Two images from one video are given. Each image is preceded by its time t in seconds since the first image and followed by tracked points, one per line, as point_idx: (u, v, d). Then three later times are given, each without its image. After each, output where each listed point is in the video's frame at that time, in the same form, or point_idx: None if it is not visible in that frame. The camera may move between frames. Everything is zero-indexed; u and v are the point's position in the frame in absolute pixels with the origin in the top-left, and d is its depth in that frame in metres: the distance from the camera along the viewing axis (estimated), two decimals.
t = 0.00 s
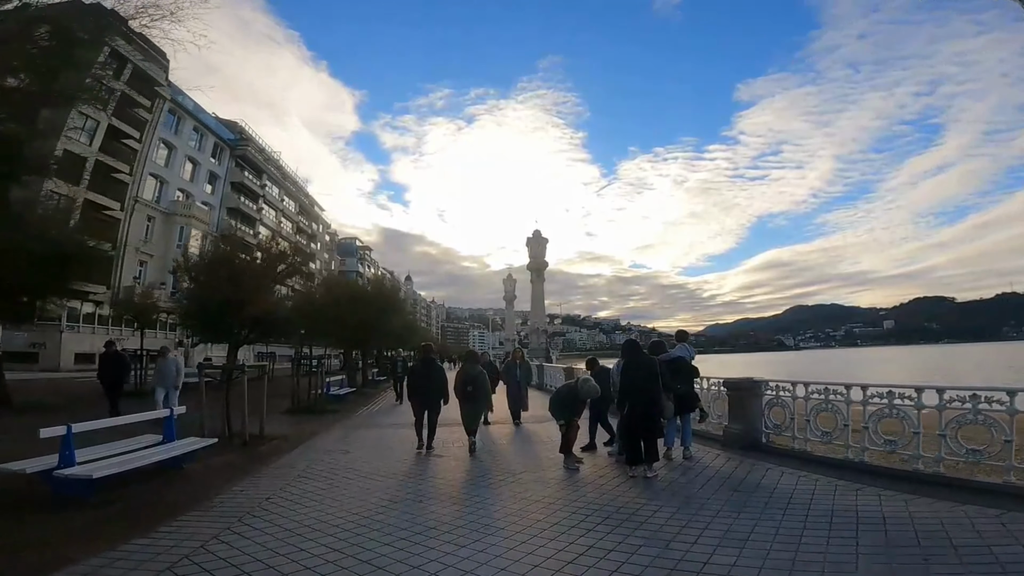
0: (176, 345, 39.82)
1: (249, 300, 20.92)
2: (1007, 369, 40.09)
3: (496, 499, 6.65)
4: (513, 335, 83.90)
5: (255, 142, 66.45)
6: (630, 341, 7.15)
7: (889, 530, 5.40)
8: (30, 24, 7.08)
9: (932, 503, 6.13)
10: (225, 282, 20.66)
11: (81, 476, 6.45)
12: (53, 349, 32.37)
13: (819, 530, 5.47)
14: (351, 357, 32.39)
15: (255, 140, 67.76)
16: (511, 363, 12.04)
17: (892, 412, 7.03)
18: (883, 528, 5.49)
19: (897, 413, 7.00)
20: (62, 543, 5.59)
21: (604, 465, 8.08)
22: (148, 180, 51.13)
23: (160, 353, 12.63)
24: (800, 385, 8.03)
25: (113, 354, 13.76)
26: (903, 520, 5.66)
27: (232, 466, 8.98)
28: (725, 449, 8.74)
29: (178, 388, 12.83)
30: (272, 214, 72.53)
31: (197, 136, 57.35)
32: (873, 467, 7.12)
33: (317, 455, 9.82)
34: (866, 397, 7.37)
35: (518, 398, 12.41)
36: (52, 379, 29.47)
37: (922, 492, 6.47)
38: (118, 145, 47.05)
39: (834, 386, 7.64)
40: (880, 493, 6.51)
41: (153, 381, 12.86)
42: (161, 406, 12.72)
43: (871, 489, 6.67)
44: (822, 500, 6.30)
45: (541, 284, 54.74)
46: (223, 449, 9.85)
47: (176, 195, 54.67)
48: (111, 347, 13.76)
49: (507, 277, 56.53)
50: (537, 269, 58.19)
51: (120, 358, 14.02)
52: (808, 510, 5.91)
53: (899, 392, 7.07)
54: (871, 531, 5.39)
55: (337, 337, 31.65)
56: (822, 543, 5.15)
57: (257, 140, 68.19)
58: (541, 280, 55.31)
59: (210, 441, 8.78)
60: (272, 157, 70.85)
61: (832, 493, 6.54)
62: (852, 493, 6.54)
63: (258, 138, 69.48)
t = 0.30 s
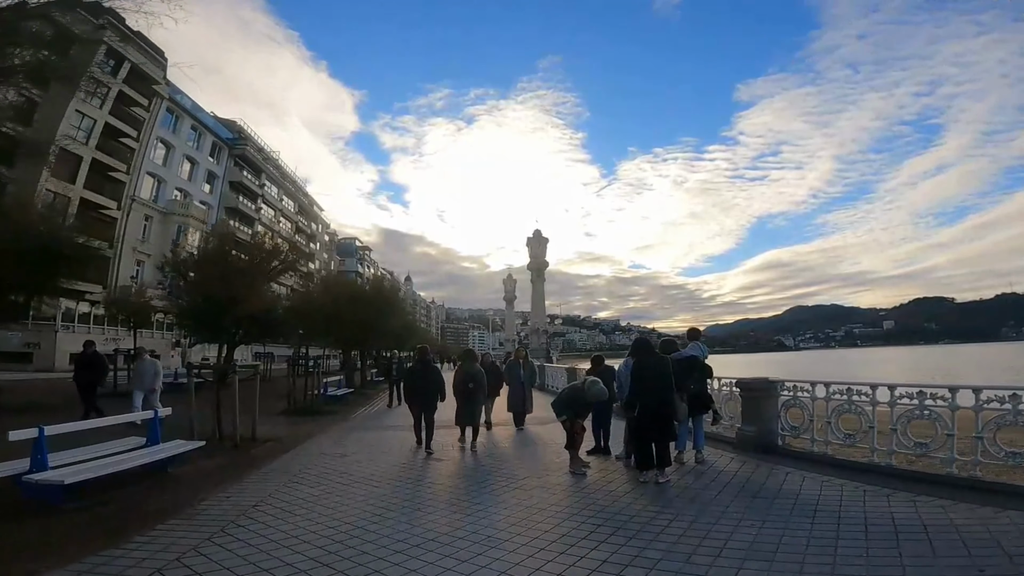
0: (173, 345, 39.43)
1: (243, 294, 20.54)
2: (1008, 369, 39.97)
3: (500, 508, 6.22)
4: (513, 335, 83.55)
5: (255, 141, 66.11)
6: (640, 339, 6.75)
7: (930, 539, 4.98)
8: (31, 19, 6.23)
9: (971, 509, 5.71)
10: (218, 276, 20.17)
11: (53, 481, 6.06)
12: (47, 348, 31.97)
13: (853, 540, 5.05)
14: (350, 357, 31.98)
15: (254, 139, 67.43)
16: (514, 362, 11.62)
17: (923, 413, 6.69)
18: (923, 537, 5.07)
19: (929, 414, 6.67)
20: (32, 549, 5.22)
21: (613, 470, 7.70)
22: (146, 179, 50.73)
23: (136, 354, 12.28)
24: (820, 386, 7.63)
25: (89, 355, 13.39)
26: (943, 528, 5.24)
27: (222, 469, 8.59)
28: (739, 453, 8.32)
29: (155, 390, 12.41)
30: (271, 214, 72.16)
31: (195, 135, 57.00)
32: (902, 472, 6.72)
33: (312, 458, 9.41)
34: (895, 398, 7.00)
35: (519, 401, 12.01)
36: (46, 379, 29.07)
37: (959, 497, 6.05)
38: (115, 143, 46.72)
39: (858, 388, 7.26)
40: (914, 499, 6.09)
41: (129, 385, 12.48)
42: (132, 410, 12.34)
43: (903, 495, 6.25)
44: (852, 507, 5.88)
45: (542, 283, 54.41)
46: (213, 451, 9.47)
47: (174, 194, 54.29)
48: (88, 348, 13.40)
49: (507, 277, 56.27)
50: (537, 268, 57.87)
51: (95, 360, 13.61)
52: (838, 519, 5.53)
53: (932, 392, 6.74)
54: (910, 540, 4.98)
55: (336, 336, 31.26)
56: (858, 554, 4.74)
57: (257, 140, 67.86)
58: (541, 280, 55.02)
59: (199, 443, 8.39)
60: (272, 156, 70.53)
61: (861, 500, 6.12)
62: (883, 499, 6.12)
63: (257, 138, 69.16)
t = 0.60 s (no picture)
0: (172, 346, 39.13)
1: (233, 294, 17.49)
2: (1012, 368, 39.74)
3: (511, 519, 5.81)
4: (515, 335, 83.19)
5: (255, 141, 65.79)
6: (658, 338, 6.39)
7: (987, 549, 4.60)
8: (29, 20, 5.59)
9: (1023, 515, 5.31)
10: (207, 274, 17.38)
11: (31, 490, 5.72)
12: (46, 350, 31.71)
13: (902, 550, 4.67)
14: (351, 358, 31.60)
15: (254, 139, 67.11)
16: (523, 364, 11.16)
17: (963, 415, 6.47)
18: (978, 545, 4.69)
19: (968, 416, 6.44)
20: (5, 563, 4.89)
21: (628, 477, 7.32)
22: (145, 180, 50.40)
23: (119, 354, 11.93)
24: (847, 386, 7.26)
25: (73, 355, 13.04)
26: (997, 535, 4.86)
27: (216, 476, 8.22)
28: (759, 456, 7.96)
29: (139, 392, 12.01)
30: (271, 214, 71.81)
31: (194, 135, 56.69)
32: (938, 476, 6.36)
33: (312, 464, 9.02)
34: (933, 400, 6.74)
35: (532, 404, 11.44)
36: (43, 381, 28.75)
37: (1006, 502, 5.66)
38: (114, 143, 46.38)
39: (890, 388, 6.92)
40: (957, 504, 5.70)
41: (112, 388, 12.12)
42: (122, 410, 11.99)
43: (945, 500, 5.86)
44: (892, 514, 5.51)
45: (544, 284, 54.03)
46: (207, 457, 9.11)
47: (173, 195, 53.99)
48: (70, 348, 13.04)
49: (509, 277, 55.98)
50: (539, 268, 57.51)
51: (79, 360, 13.25)
52: (881, 527, 5.17)
53: (973, 393, 6.53)
54: (966, 551, 4.59)
55: (338, 336, 30.81)
56: (911, 566, 4.36)
57: (257, 139, 67.54)
58: (543, 279, 54.71)
59: (192, 448, 8.02)
60: (272, 156, 70.23)
61: (901, 506, 5.73)
62: (925, 505, 5.73)
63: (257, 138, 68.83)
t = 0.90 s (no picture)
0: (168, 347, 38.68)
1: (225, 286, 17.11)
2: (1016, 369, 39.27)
3: (518, 533, 5.37)
4: (516, 336, 82.58)
5: (253, 141, 65.34)
6: (676, 337, 5.97)
7: None
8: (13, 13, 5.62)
9: None
10: (196, 271, 17.10)
11: None
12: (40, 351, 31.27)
13: (957, 564, 4.24)
14: (350, 358, 31.17)
15: (252, 139, 66.68)
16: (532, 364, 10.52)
17: (1012, 418, 6.26)
18: None
19: (1017, 419, 6.24)
20: None
21: (642, 485, 6.87)
22: (142, 179, 49.97)
23: (96, 355, 11.51)
24: (878, 388, 6.86)
25: (39, 357, 12.64)
26: None
27: (202, 483, 7.79)
28: (778, 461, 7.50)
29: (120, 396, 11.60)
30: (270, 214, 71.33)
31: (191, 134, 56.29)
32: (982, 481, 5.95)
33: (306, 470, 8.57)
34: (976, 401, 6.52)
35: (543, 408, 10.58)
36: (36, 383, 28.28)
37: None
38: (110, 142, 46.04)
39: (925, 389, 6.51)
40: (1005, 511, 5.29)
41: (87, 393, 11.66)
42: (98, 417, 11.60)
43: (991, 507, 5.44)
44: (938, 521, 5.08)
45: (545, 283, 53.54)
46: (194, 462, 8.68)
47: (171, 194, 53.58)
48: (36, 349, 12.68)
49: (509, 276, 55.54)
50: (540, 268, 57.00)
51: (46, 362, 12.82)
52: (931, 538, 4.72)
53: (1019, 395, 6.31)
54: None
55: (338, 336, 30.36)
56: None
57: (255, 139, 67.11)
58: (543, 279, 54.25)
59: (178, 454, 7.61)
60: (270, 156, 69.78)
61: (945, 513, 5.31)
62: (971, 512, 5.31)
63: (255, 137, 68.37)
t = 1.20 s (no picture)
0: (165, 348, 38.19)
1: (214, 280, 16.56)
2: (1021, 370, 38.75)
3: (524, 547, 4.92)
4: (516, 336, 82.05)
5: (252, 140, 64.83)
6: (697, 333, 5.56)
7: None
8: None
9: None
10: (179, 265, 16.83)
11: None
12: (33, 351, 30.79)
13: None
14: (348, 358, 30.72)
15: (251, 138, 66.20)
16: (539, 363, 9.89)
17: None
18: None
19: None
20: None
21: (656, 492, 6.43)
22: (139, 177, 49.50)
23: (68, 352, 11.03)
24: (910, 388, 6.42)
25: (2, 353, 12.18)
26: None
27: (186, 490, 7.36)
28: (802, 466, 7.08)
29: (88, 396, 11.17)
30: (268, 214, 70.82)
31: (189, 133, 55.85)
32: None
33: (298, 475, 8.13)
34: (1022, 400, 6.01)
35: (552, 409, 9.83)
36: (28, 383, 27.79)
37: None
38: (107, 141, 45.64)
39: (963, 389, 6.08)
40: None
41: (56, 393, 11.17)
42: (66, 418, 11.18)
43: None
44: (991, 532, 4.63)
45: (545, 283, 53.09)
46: (180, 467, 8.25)
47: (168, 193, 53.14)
48: None
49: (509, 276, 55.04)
50: (541, 268, 56.55)
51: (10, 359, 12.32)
52: (989, 551, 4.27)
53: None
54: None
55: (338, 336, 29.89)
56: None
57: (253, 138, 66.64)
58: (544, 279, 53.72)
59: (161, 459, 7.18)
60: (269, 156, 69.28)
61: (996, 522, 4.86)
62: None
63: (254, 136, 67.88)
